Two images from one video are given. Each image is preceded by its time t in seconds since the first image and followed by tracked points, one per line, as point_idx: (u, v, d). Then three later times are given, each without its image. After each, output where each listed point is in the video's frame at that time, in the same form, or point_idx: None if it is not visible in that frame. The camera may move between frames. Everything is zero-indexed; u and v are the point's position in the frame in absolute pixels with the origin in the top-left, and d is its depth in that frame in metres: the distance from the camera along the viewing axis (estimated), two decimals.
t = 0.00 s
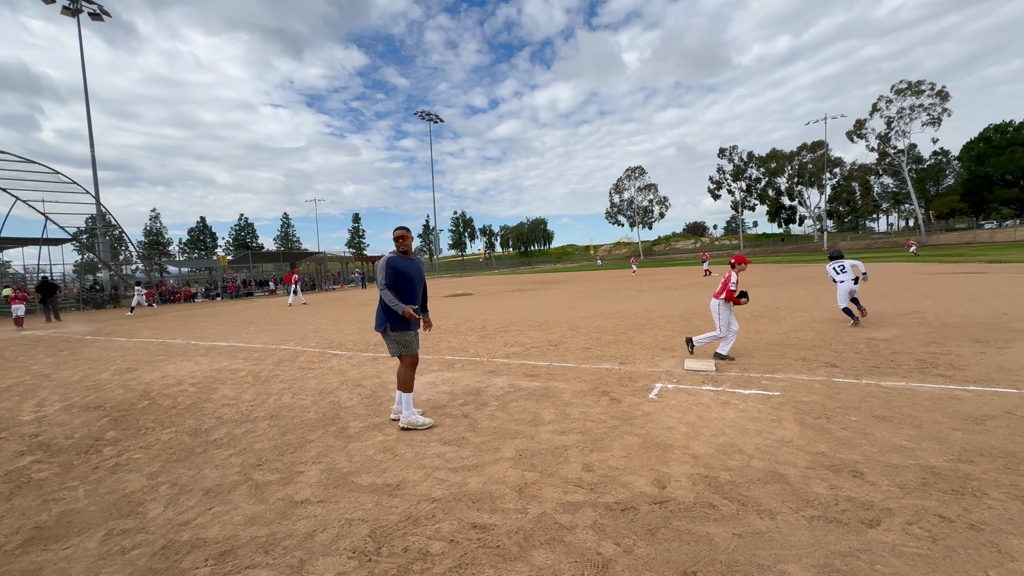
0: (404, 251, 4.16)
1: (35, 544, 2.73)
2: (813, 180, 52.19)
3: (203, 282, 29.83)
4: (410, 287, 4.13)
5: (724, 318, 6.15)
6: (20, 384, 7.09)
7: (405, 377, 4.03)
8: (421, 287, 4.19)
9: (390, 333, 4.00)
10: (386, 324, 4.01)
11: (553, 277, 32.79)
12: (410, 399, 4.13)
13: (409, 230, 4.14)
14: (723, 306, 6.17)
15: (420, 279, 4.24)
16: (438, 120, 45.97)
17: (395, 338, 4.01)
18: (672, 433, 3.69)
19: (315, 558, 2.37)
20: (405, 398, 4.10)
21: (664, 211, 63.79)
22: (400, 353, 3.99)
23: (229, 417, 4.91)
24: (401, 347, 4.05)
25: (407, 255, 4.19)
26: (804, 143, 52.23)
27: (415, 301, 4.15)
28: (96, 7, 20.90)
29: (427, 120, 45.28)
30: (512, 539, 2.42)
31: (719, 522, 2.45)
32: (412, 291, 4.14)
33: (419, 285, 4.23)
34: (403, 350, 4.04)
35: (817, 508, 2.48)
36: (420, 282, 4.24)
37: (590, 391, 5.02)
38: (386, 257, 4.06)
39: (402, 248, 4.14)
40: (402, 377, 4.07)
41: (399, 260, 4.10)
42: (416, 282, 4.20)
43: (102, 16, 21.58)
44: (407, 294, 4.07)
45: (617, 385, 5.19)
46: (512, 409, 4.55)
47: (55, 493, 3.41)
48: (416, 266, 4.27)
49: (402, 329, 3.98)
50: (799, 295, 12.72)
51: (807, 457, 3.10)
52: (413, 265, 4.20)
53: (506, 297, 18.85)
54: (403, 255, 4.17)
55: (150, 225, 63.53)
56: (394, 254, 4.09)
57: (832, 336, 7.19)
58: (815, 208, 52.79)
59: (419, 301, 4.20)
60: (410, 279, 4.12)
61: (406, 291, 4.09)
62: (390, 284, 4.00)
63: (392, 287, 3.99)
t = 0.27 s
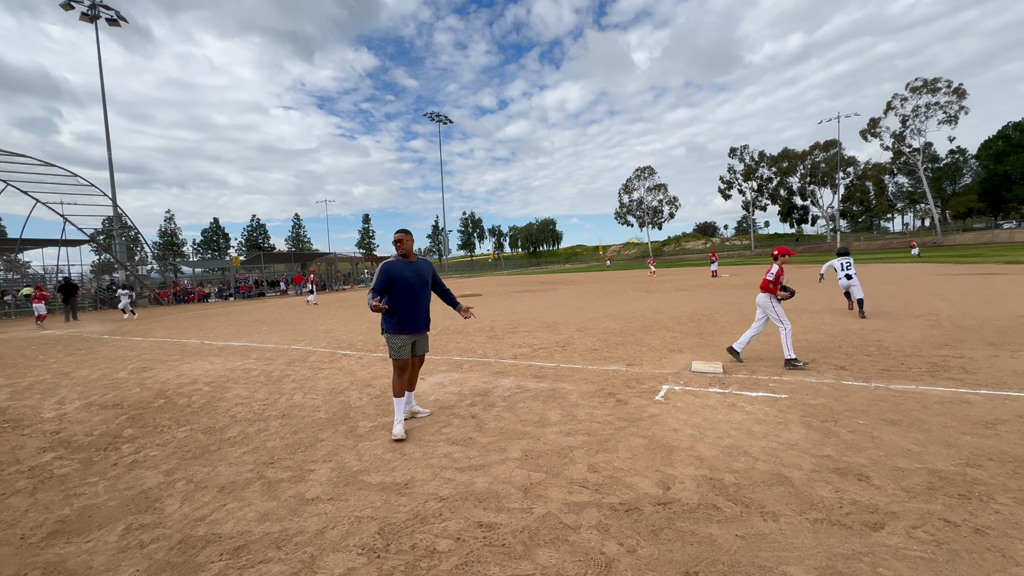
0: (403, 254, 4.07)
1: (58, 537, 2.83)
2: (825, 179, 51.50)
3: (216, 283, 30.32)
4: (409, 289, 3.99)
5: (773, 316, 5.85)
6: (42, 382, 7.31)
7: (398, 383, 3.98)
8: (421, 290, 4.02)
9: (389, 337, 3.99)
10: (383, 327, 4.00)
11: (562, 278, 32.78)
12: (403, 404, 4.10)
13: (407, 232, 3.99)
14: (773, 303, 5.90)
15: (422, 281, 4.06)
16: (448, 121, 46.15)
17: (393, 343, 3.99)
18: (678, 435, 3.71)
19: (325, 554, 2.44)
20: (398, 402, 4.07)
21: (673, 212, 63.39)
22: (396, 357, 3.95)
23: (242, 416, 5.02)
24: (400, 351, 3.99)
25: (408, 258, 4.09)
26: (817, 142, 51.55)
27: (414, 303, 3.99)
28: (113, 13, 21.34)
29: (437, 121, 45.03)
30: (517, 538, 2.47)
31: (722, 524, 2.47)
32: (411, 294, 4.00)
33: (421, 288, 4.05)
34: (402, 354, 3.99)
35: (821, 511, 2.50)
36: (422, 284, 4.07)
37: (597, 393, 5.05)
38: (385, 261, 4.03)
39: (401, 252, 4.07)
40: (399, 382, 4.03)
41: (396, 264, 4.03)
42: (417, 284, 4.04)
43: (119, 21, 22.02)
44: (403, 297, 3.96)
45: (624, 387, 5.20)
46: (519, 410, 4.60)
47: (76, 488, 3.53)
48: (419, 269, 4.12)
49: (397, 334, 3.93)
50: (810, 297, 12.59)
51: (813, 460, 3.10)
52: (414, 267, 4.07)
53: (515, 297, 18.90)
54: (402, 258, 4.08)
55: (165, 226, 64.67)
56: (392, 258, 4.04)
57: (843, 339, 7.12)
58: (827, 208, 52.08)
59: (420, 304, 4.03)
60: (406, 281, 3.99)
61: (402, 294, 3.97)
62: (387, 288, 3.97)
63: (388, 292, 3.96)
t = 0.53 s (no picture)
0: (396, 260, 4.04)
1: (75, 530, 2.95)
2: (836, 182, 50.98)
3: (227, 284, 30.75)
4: (400, 295, 3.94)
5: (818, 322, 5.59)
6: (58, 380, 7.50)
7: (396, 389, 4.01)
8: (414, 295, 3.97)
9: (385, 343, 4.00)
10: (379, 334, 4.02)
11: (569, 281, 32.80)
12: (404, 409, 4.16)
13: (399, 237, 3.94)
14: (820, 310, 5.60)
15: (415, 286, 4.00)
16: (457, 124, 46.40)
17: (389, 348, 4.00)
18: (678, 438, 3.75)
19: (331, 549, 2.52)
20: (400, 407, 4.15)
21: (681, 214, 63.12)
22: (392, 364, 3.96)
23: (251, 415, 5.14)
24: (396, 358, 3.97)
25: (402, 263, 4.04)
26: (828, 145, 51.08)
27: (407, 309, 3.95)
28: (130, 19, 21.82)
29: (446, 125, 45.18)
30: (516, 537, 2.53)
31: (718, 526, 2.51)
32: (403, 300, 3.95)
33: (414, 293, 3.99)
34: (398, 360, 3.96)
35: (816, 514, 2.53)
36: (415, 289, 4.00)
37: (599, 396, 5.10)
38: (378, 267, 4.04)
39: (394, 257, 4.05)
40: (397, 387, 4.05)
41: (389, 269, 4.00)
42: (410, 290, 3.99)
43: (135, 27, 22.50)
44: (396, 303, 3.94)
45: (627, 390, 5.24)
46: (522, 412, 4.67)
47: (92, 483, 3.65)
48: (414, 273, 4.07)
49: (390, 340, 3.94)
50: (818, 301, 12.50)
51: (811, 464, 3.13)
52: (407, 272, 4.02)
53: (521, 300, 18.98)
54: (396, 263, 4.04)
55: (177, 228, 65.67)
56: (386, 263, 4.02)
57: (849, 344, 7.10)
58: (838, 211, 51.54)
59: (414, 310, 3.98)
60: (398, 287, 3.95)
61: (394, 300, 3.94)
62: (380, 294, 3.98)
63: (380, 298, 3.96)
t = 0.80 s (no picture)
0: (395, 261, 4.03)
1: (98, 517, 3.09)
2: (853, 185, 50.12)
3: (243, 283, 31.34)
4: (397, 297, 3.96)
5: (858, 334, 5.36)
6: (81, 375, 7.77)
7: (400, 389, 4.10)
8: (411, 298, 3.97)
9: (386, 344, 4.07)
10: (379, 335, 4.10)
11: (580, 282, 32.77)
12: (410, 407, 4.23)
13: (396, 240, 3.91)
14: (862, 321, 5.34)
15: (412, 289, 3.99)
16: (469, 126, 46.71)
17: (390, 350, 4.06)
18: (681, 440, 3.79)
19: (338, 541, 2.62)
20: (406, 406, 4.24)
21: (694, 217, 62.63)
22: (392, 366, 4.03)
23: (264, 411, 5.28)
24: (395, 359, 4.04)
25: (401, 265, 4.02)
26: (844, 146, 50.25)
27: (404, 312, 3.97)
28: (151, 24, 22.46)
29: (458, 127, 45.53)
30: (517, 532, 2.60)
31: (716, 526, 2.55)
32: (400, 302, 3.97)
33: (411, 296, 3.99)
34: (396, 360, 4.03)
35: (814, 517, 2.56)
36: (412, 292, 4.00)
37: (604, 397, 5.14)
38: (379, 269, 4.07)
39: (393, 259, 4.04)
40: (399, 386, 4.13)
41: (387, 271, 4.01)
42: (407, 293, 3.99)
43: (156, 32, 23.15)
44: (393, 306, 3.96)
45: (632, 392, 5.28)
46: (527, 412, 4.74)
47: (113, 474, 3.81)
48: (412, 275, 4.04)
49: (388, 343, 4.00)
50: (830, 305, 12.36)
51: (813, 468, 3.15)
52: (404, 274, 4.00)
53: (530, 302, 19.05)
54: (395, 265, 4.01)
55: (195, 228, 67.16)
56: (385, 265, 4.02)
57: (859, 349, 7.03)
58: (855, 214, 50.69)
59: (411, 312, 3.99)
60: (396, 289, 3.96)
61: (392, 303, 3.98)
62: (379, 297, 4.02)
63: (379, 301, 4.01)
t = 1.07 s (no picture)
0: (401, 263, 4.00)
1: (122, 502, 3.25)
2: (876, 184, 48.87)
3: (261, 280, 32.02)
4: (399, 300, 3.93)
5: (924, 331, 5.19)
6: (107, 367, 8.08)
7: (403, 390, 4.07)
8: (412, 301, 3.90)
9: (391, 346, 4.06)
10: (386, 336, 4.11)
11: (593, 282, 32.64)
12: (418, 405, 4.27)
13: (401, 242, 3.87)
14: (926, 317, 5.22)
15: (416, 292, 3.93)
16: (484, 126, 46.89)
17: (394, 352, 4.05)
18: (686, 440, 3.81)
19: (347, 529, 2.71)
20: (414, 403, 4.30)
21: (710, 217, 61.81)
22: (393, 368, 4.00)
23: (279, 405, 5.44)
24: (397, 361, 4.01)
25: (407, 267, 3.98)
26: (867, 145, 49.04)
27: (407, 316, 3.91)
28: (176, 27, 23.10)
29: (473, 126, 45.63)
30: (520, 525, 2.66)
31: (716, 524, 2.58)
32: (401, 305, 3.92)
33: (415, 300, 3.93)
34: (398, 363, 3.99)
35: (815, 518, 2.57)
36: (416, 295, 3.93)
37: (612, 397, 5.17)
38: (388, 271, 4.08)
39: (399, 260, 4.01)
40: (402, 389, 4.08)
41: (393, 273, 4.00)
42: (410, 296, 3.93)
43: (181, 34, 23.80)
44: (396, 309, 3.93)
45: (640, 392, 5.30)
46: (535, 410, 4.80)
47: (136, 461, 3.99)
48: (417, 277, 3.98)
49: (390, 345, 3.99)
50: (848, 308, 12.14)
51: (818, 470, 3.14)
52: (408, 277, 3.95)
53: (543, 301, 19.08)
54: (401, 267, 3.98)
55: (216, 226, 68.77)
56: (391, 267, 4.00)
57: (874, 352, 6.92)
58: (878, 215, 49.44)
59: (413, 316, 3.92)
60: (399, 292, 3.92)
61: (395, 305, 3.96)
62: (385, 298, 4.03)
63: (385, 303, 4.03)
